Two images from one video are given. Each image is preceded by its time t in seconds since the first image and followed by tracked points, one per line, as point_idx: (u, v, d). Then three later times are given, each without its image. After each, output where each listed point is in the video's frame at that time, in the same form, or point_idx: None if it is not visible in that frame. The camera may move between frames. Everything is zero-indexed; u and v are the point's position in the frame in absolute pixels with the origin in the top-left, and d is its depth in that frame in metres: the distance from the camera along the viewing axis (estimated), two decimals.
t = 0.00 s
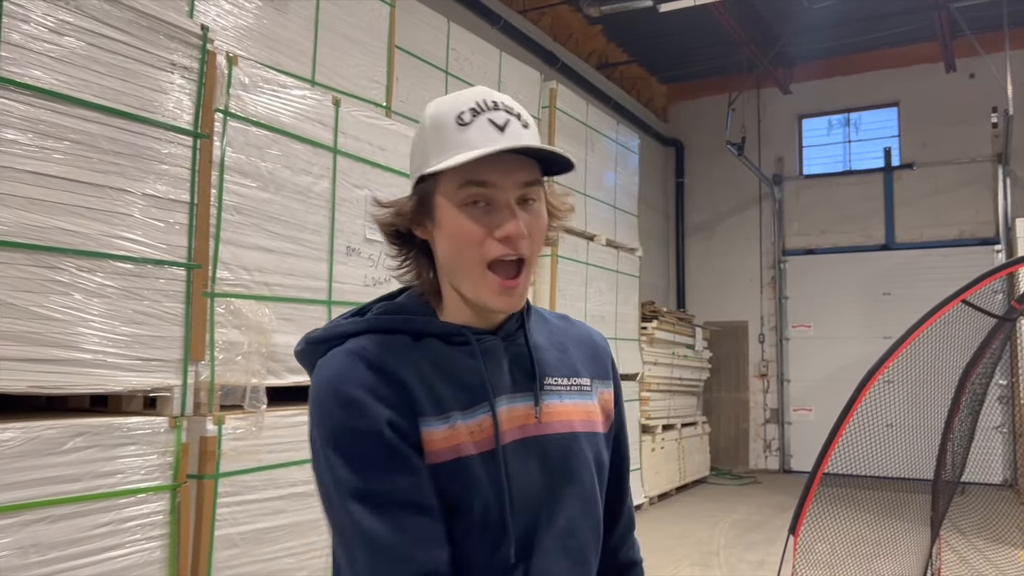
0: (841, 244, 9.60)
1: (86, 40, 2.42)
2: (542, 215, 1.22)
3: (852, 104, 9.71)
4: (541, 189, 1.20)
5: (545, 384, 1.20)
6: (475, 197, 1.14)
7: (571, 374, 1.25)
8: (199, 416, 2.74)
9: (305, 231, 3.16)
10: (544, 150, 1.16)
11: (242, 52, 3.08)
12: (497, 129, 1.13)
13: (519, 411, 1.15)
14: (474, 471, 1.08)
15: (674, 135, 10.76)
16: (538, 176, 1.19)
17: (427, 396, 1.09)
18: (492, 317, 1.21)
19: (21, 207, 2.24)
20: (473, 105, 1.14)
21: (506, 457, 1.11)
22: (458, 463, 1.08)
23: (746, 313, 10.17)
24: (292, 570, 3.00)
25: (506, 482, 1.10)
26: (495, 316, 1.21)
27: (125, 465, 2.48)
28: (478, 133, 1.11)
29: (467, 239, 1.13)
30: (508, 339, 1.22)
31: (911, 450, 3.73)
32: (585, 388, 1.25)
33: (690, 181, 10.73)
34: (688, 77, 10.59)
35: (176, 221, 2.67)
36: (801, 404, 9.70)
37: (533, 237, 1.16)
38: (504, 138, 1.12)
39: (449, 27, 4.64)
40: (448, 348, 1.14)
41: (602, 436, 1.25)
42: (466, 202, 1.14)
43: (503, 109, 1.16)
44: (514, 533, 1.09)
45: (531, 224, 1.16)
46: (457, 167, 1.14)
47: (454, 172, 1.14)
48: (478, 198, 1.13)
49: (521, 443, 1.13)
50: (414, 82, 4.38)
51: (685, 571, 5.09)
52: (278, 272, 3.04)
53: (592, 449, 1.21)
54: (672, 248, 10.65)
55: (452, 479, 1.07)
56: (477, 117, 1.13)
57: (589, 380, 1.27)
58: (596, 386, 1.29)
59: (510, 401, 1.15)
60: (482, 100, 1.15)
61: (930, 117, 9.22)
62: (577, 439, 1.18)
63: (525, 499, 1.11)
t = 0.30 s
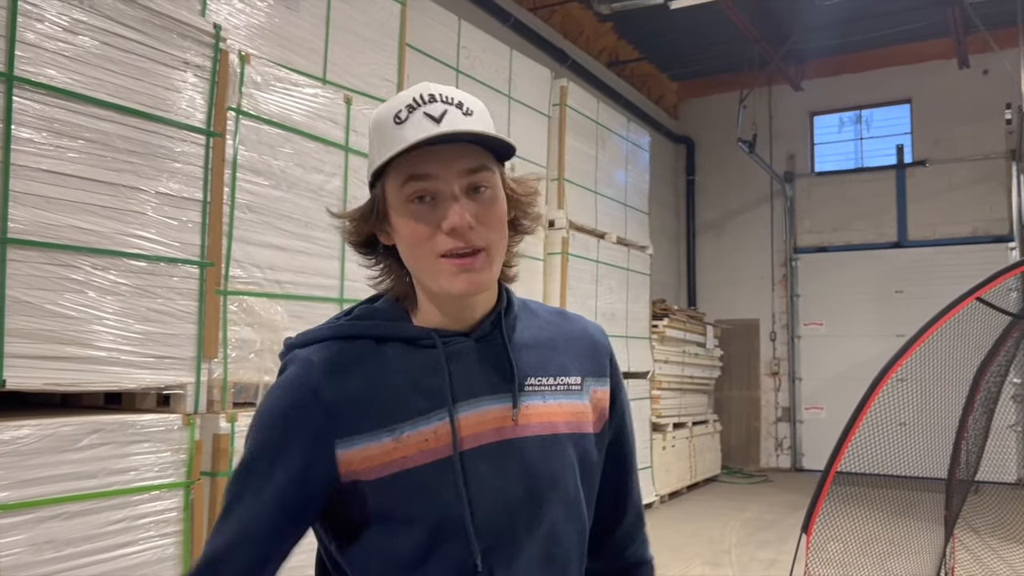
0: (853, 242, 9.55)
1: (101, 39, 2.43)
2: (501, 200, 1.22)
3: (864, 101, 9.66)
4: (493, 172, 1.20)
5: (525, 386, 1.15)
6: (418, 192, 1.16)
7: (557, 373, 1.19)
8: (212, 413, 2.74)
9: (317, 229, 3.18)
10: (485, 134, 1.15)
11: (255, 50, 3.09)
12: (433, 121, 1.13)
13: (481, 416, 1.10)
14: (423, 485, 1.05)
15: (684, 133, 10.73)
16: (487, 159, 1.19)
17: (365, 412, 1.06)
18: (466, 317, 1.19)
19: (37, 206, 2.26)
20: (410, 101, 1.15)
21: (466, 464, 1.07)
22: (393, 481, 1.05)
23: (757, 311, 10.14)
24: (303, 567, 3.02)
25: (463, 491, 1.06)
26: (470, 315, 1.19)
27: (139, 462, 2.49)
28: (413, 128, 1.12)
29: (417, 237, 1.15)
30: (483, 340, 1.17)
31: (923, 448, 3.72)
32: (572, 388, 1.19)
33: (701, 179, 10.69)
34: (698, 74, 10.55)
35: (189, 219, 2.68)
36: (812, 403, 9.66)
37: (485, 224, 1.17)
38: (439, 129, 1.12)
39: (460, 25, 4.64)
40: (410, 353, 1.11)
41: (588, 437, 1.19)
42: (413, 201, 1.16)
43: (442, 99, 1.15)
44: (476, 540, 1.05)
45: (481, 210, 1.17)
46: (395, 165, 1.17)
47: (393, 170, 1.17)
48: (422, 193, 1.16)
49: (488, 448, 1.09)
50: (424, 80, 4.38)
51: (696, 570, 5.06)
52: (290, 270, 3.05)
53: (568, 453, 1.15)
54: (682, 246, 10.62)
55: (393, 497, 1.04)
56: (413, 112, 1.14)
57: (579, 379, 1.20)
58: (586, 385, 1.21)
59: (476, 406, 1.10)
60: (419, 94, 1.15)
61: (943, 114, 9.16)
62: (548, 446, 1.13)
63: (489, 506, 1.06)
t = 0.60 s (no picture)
0: (864, 239, 9.50)
1: (112, 36, 2.43)
2: (475, 191, 1.24)
3: (875, 98, 9.60)
4: (461, 164, 1.22)
5: (509, 384, 1.14)
6: (386, 193, 1.20)
7: (549, 372, 1.17)
8: (223, 410, 2.73)
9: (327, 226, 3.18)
10: (443, 127, 1.18)
11: (265, 48, 3.09)
12: (391, 124, 1.16)
13: (444, 413, 1.12)
14: (380, 474, 1.11)
15: (694, 130, 10.69)
16: (452, 152, 1.21)
17: (335, 401, 1.15)
18: (452, 314, 1.21)
19: (48, 203, 2.27)
20: (368, 106, 1.18)
21: (424, 461, 1.10)
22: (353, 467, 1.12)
23: (767, 309, 10.09)
24: (314, 565, 3.02)
25: (412, 491, 1.09)
26: (458, 311, 1.21)
27: (151, 459, 2.50)
28: (372, 133, 1.16)
29: (392, 239, 1.19)
30: (464, 336, 1.19)
31: (934, 446, 3.70)
32: (563, 388, 1.14)
33: (711, 176, 10.66)
34: (709, 71, 10.51)
35: (200, 216, 2.68)
36: (823, 401, 9.61)
37: (456, 217, 1.19)
38: (396, 128, 1.15)
39: (469, 22, 4.63)
40: (388, 345, 1.18)
41: (584, 439, 1.14)
42: (382, 205, 1.21)
43: (398, 101, 1.18)
44: (422, 543, 1.08)
45: (449, 204, 1.19)
46: (363, 172, 1.21)
47: (362, 178, 1.21)
48: (390, 195, 1.20)
49: (457, 445, 1.10)
50: (434, 77, 4.37)
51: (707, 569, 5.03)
52: (300, 268, 3.06)
53: (549, 455, 1.10)
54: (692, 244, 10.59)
55: (353, 484, 1.12)
56: (371, 118, 1.17)
57: (573, 379, 1.15)
58: (583, 384, 1.16)
59: (443, 402, 1.13)
60: (376, 97, 1.18)
61: (955, 111, 9.10)
62: (523, 447, 1.10)
63: (439, 509, 1.08)
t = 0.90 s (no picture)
0: (877, 236, 9.45)
1: (125, 33, 2.44)
2: (478, 189, 1.23)
3: (888, 94, 9.54)
4: (465, 162, 1.21)
5: (508, 382, 1.14)
6: (387, 185, 1.21)
7: (551, 370, 1.16)
8: (236, 406, 2.77)
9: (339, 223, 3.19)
10: (448, 124, 1.17)
11: (278, 45, 3.09)
12: (398, 116, 1.16)
13: (442, 410, 1.12)
14: (379, 471, 1.13)
15: (706, 126, 10.66)
16: (457, 150, 1.20)
17: (336, 398, 1.16)
18: (452, 311, 1.21)
19: (63, 200, 2.28)
20: (382, 98, 1.19)
21: (421, 460, 1.10)
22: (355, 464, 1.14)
23: (779, 307, 10.05)
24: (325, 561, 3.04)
25: (408, 489, 1.10)
26: (458, 308, 1.21)
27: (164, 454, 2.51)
28: (378, 124, 1.16)
29: (388, 230, 1.20)
30: (464, 334, 1.19)
31: (946, 444, 3.68)
32: (565, 386, 1.14)
33: (723, 173, 10.62)
34: (720, 67, 10.46)
35: (213, 213, 2.69)
36: (835, 399, 9.57)
37: (452, 214, 1.18)
38: (399, 120, 1.15)
39: (481, 19, 4.62)
40: (389, 344, 1.19)
41: (586, 439, 1.12)
42: (384, 196, 1.21)
43: (410, 94, 1.18)
44: (419, 540, 1.09)
45: (447, 200, 1.18)
46: (367, 162, 1.22)
47: (366, 168, 1.23)
48: (390, 186, 1.20)
49: (454, 442, 1.10)
50: (445, 74, 4.37)
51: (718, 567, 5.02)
52: (312, 264, 3.07)
53: (548, 454, 1.09)
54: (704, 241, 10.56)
55: (356, 481, 1.14)
56: (382, 109, 1.17)
57: (575, 377, 1.14)
58: (586, 383, 1.14)
59: (440, 399, 1.13)
60: (389, 90, 1.19)
61: (969, 107, 9.03)
62: (521, 446, 1.09)
63: (435, 506, 1.09)
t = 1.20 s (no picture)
0: (891, 233, 9.39)
1: (139, 30, 2.45)
2: (494, 187, 1.22)
3: (903, 90, 9.47)
4: (481, 160, 1.21)
5: (526, 378, 1.14)
6: (403, 182, 1.20)
7: (568, 366, 1.16)
8: (249, 402, 2.78)
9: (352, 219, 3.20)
10: (466, 121, 1.16)
11: (291, 42, 3.10)
12: (414, 112, 1.16)
13: (459, 407, 1.12)
14: (397, 468, 1.13)
15: (719, 123, 10.62)
16: (474, 147, 1.20)
17: (354, 395, 1.16)
18: (467, 308, 1.21)
19: (78, 196, 2.29)
20: (397, 94, 1.18)
21: (439, 457, 1.10)
22: (372, 461, 1.14)
23: (793, 303, 10.01)
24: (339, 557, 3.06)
25: (428, 485, 1.10)
26: (474, 306, 1.21)
27: (179, 450, 2.53)
28: (394, 120, 1.16)
29: (404, 227, 1.20)
30: (480, 331, 1.19)
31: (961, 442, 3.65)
32: (582, 382, 1.14)
33: (736, 169, 10.58)
34: (733, 63, 10.41)
35: (227, 210, 2.70)
36: (848, 396, 9.52)
37: (468, 212, 1.18)
38: (415, 117, 1.15)
39: (493, 15, 4.62)
40: (406, 341, 1.19)
41: (604, 434, 1.12)
42: (399, 192, 1.21)
43: (425, 91, 1.18)
44: (438, 537, 1.09)
45: (463, 198, 1.18)
46: (382, 158, 1.22)
47: (381, 163, 1.22)
48: (406, 183, 1.20)
49: (472, 439, 1.10)
50: (457, 71, 4.36)
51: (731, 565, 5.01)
52: (325, 261, 3.08)
53: (565, 450, 1.10)
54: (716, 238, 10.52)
55: (375, 477, 1.14)
56: (398, 105, 1.17)
57: (593, 373, 1.14)
58: (603, 379, 1.15)
59: (457, 397, 1.13)
60: (405, 86, 1.19)
61: (985, 102, 8.96)
62: (536, 441, 1.10)
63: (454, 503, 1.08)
